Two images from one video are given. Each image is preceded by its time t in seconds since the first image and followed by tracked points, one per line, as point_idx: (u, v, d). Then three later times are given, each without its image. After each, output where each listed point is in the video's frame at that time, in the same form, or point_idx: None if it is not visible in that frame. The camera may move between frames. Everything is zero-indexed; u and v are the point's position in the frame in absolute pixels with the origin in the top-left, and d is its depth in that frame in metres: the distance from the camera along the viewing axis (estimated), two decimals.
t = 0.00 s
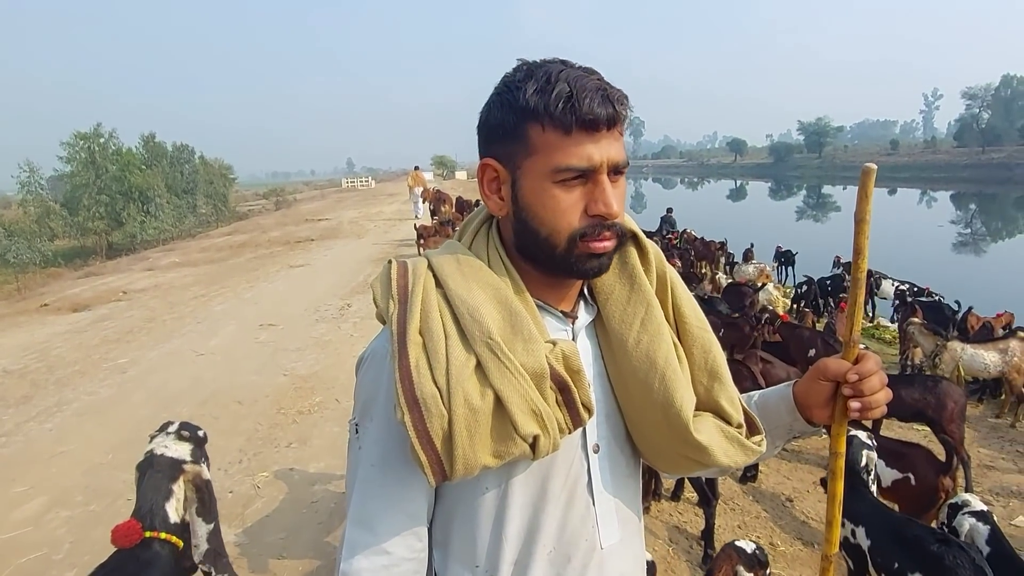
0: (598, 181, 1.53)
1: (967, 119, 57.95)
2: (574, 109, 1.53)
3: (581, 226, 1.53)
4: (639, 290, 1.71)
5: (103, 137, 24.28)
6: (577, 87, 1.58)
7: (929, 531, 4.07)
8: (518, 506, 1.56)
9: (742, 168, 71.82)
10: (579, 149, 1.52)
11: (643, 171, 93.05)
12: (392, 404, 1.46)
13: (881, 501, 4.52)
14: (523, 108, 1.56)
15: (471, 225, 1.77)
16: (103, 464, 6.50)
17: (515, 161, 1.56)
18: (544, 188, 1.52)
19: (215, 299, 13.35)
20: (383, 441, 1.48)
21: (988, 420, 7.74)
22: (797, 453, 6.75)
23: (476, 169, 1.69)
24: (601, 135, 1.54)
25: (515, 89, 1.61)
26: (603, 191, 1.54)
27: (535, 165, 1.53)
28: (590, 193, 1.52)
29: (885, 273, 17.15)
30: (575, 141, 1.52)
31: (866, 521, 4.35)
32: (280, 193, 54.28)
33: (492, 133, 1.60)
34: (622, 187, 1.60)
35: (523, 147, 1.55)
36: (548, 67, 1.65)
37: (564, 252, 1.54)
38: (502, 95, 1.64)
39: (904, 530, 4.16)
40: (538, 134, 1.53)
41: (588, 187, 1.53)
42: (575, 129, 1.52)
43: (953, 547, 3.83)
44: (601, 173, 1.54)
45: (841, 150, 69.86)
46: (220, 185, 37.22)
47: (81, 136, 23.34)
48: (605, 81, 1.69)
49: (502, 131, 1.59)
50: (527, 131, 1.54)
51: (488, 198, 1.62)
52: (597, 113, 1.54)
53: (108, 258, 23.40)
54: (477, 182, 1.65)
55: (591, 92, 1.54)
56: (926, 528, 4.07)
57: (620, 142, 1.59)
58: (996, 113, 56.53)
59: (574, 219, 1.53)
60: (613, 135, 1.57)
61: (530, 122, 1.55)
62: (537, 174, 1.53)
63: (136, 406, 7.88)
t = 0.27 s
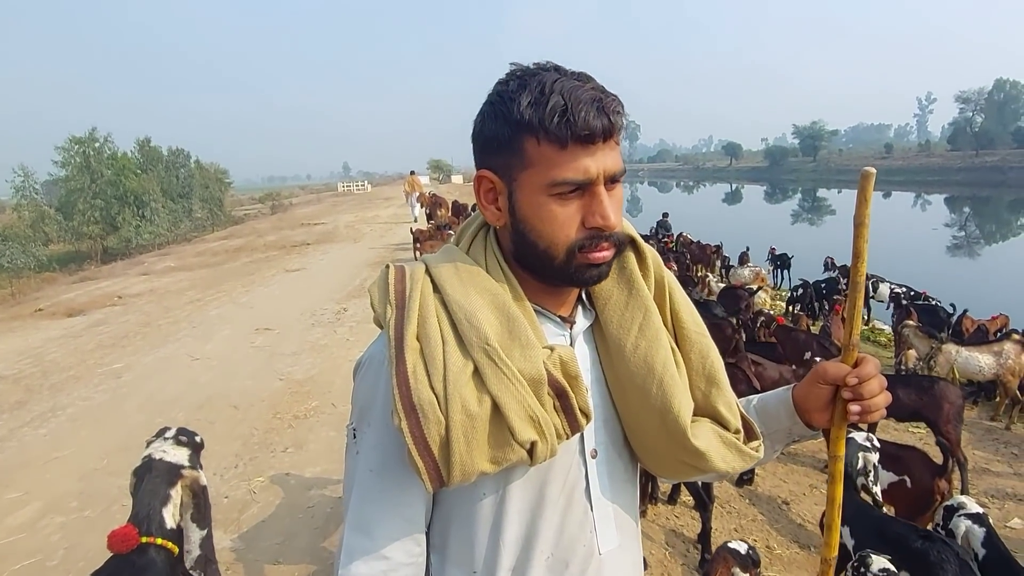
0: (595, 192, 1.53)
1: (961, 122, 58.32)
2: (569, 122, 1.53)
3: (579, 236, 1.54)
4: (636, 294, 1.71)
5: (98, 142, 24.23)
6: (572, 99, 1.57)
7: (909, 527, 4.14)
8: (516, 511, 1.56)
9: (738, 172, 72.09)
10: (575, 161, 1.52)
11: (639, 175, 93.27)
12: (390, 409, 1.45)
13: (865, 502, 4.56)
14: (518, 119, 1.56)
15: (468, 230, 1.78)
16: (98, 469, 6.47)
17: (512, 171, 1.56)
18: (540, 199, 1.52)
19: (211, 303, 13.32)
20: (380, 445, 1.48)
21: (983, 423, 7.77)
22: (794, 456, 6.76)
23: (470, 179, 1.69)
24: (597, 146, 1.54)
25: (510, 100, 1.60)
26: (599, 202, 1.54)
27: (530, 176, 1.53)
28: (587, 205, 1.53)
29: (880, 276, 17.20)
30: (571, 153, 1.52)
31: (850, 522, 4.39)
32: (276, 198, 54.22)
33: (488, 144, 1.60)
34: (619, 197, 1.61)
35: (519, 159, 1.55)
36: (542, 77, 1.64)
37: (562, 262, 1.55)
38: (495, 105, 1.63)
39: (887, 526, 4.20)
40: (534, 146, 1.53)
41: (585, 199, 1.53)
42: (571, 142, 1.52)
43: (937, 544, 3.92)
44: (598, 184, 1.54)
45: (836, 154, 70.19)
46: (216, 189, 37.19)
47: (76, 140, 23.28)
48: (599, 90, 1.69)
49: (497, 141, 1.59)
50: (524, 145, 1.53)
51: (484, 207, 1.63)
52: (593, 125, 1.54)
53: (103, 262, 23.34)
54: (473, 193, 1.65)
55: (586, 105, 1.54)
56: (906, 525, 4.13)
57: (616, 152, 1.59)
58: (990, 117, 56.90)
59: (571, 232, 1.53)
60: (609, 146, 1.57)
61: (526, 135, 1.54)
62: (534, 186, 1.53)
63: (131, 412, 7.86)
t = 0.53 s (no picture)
0: (592, 197, 1.53)
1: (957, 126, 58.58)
2: (566, 127, 1.53)
3: (576, 242, 1.54)
4: (636, 300, 1.71)
5: (94, 145, 24.20)
6: (568, 103, 1.57)
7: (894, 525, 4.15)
8: (515, 516, 1.56)
9: (735, 175, 72.27)
10: (570, 166, 1.52)
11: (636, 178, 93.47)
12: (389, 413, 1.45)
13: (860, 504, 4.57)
14: (514, 125, 1.56)
15: (468, 234, 1.78)
16: (94, 473, 6.45)
17: (509, 177, 1.56)
18: (537, 204, 1.53)
19: (208, 307, 13.30)
20: (379, 450, 1.47)
21: (980, 425, 7.79)
22: (792, 458, 6.76)
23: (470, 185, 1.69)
24: (593, 150, 1.54)
25: (506, 105, 1.61)
26: (597, 207, 1.54)
27: (528, 181, 1.53)
28: (584, 210, 1.53)
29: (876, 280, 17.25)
30: (566, 158, 1.52)
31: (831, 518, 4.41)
32: (273, 200, 54.19)
33: (486, 150, 1.60)
34: (618, 200, 1.60)
35: (516, 164, 1.55)
36: (538, 81, 1.64)
37: (560, 267, 1.55)
38: (493, 111, 1.64)
39: (875, 525, 4.21)
40: (531, 152, 1.53)
41: (582, 204, 1.53)
42: (567, 147, 1.52)
43: (926, 542, 3.93)
44: (595, 188, 1.54)
45: (833, 157, 70.44)
46: (213, 192, 37.15)
47: (72, 143, 23.26)
48: (595, 92, 1.68)
49: (494, 147, 1.59)
50: (520, 150, 1.54)
51: (483, 214, 1.63)
52: (589, 129, 1.53)
53: (99, 266, 23.30)
54: (472, 198, 1.66)
55: (583, 109, 1.53)
56: (893, 524, 4.15)
57: (613, 155, 1.59)
58: (986, 120, 57.18)
59: (569, 238, 1.53)
60: (606, 149, 1.57)
61: (523, 141, 1.54)
62: (531, 192, 1.53)
63: (128, 415, 7.84)
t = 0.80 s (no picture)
0: (570, 197, 1.53)
1: (953, 129, 58.86)
2: (539, 127, 1.53)
3: (555, 242, 1.53)
4: (634, 304, 1.71)
5: (91, 147, 24.19)
6: (544, 103, 1.57)
7: (888, 528, 4.15)
8: (513, 520, 1.56)
9: (732, 178, 72.46)
10: (545, 165, 1.52)
11: (633, 181, 93.66)
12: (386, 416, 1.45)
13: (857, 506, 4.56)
14: (492, 126, 1.58)
15: (466, 238, 1.78)
16: (90, 477, 6.43)
17: (491, 180, 1.58)
18: (516, 206, 1.54)
19: (204, 310, 13.26)
20: (376, 453, 1.47)
21: (976, 428, 7.81)
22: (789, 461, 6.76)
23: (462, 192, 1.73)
24: (569, 149, 1.53)
25: (487, 110, 1.63)
26: (575, 205, 1.53)
27: (506, 183, 1.55)
28: (561, 209, 1.52)
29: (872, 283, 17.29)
30: (540, 157, 1.52)
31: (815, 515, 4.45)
32: (270, 203, 54.17)
33: (469, 156, 1.64)
34: (600, 198, 1.58)
35: (496, 167, 1.57)
36: (520, 84, 1.66)
37: (541, 268, 1.55)
38: (477, 117, 1.67)
39: (869, 527, 4.20)
40: (508, 153, 1.55)
41: (560, 203, 1.53)
42: (540, 147, 1.52)
43: (920, 546, 3.94)
44: (574, 187, 1.53)
45: (829, 160, 70.72)
46: (211, 195, 37.13)
47: (69, 145, 23.24)
48: (576, 90, 1.67)
49: (477, 152, 1.62)
50: (497, 152, 1.56)
51: (473, 218, 1.66)
52: (559, 127, 1.53)
53: (95, 268, 23.24)
54: (463, 204, 1.69)
55: (555, 107, 1.53)
56: (888, 526, 4.15)
57: (593, 153, 1.58)
58: (981, 124, 57.47)
59: (547, 238, 1.53)
60: (584, 147, 1.56)
61: (500, 144, 1.56)
62: (510, 193, 1.55)
63: (124, 418, 7.82)
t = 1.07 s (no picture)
0: (542, 195, 1.54)
1: (949, 133, 59.10)
2: (507, 126, 1.56)
3: (527, 240, 1.54)
4: (632, 309, 1.71)
5: (89, 151, 24.19)
6: (515, 103, 1.60)
7: (886, 532, 4.15)
8: (511, 526, 1.56)
9: (729, 182, 72.61)
10: (516, 164, 1.54)
11: (631, 185, 93.83)
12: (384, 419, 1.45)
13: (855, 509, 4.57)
14: (468, 130, 1.63)
15: (466, 242, 1.79)
16: (86, 481, 6.41)
17: (473, 182, 1.63)
18: (491, 207, 1.57)
19: (202, 313, 13.24)
20: (375, 456, 1.47)
21: (974, 431, 7.82)
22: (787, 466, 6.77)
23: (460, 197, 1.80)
24: (537, 146, 1.54)
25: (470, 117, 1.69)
26: (546, 202, 1.54)
27: (482, 185, 1.59)
28: (531, 207, 1.53)
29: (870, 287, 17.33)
30: (509, 156, 1.54)
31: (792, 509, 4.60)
32: (268, 206, 54.16)
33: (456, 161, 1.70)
34: (578, 194, 1.57)
35: (476, 170, 1.61)
36: (502, 88, 1.70)
37: (518, 267, 1.56)
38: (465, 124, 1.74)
39: (867, 532, 4.20)
40: (484, 155, 1.59)
41: (532, 201, 1.54)
42: (509, 145, 1.54)
43: (918, 550, 3.94)
44: (546, 185, 1.54)
45: (827, 164, 70.93)
46: (209, 199, 37.13)
47: (67, 149, 23.24)
48: (555, 89, 1.67)
49: (462, 157, 1.67)
50: (473, 155, 1.60)
51: (465, 221, 1.72)
52: (524, 124, 1.54)
53: (93, 272, 23.22)
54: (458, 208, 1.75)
55: (522, 105, 1.55)
56: (886, 530, 4.15)
57: (566, 149, 1.56)
58: (978, 128, 57.70)
59: (519, 236, 1.54)
60: (554, 144, 1.55)
61: (476, 147, 1.61)
62: (486, 194, 1.58)
63: (121, 422, 7.80)
